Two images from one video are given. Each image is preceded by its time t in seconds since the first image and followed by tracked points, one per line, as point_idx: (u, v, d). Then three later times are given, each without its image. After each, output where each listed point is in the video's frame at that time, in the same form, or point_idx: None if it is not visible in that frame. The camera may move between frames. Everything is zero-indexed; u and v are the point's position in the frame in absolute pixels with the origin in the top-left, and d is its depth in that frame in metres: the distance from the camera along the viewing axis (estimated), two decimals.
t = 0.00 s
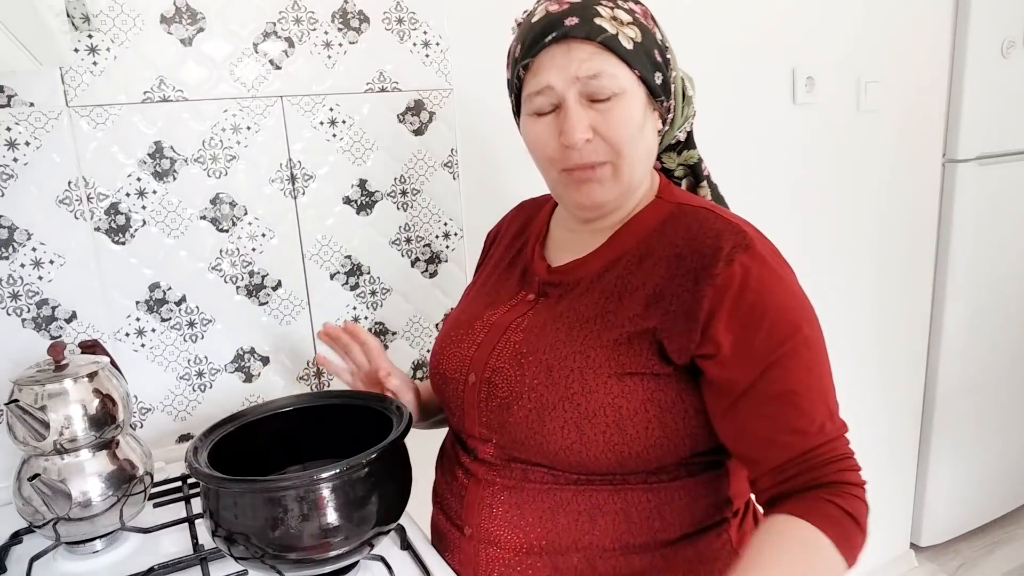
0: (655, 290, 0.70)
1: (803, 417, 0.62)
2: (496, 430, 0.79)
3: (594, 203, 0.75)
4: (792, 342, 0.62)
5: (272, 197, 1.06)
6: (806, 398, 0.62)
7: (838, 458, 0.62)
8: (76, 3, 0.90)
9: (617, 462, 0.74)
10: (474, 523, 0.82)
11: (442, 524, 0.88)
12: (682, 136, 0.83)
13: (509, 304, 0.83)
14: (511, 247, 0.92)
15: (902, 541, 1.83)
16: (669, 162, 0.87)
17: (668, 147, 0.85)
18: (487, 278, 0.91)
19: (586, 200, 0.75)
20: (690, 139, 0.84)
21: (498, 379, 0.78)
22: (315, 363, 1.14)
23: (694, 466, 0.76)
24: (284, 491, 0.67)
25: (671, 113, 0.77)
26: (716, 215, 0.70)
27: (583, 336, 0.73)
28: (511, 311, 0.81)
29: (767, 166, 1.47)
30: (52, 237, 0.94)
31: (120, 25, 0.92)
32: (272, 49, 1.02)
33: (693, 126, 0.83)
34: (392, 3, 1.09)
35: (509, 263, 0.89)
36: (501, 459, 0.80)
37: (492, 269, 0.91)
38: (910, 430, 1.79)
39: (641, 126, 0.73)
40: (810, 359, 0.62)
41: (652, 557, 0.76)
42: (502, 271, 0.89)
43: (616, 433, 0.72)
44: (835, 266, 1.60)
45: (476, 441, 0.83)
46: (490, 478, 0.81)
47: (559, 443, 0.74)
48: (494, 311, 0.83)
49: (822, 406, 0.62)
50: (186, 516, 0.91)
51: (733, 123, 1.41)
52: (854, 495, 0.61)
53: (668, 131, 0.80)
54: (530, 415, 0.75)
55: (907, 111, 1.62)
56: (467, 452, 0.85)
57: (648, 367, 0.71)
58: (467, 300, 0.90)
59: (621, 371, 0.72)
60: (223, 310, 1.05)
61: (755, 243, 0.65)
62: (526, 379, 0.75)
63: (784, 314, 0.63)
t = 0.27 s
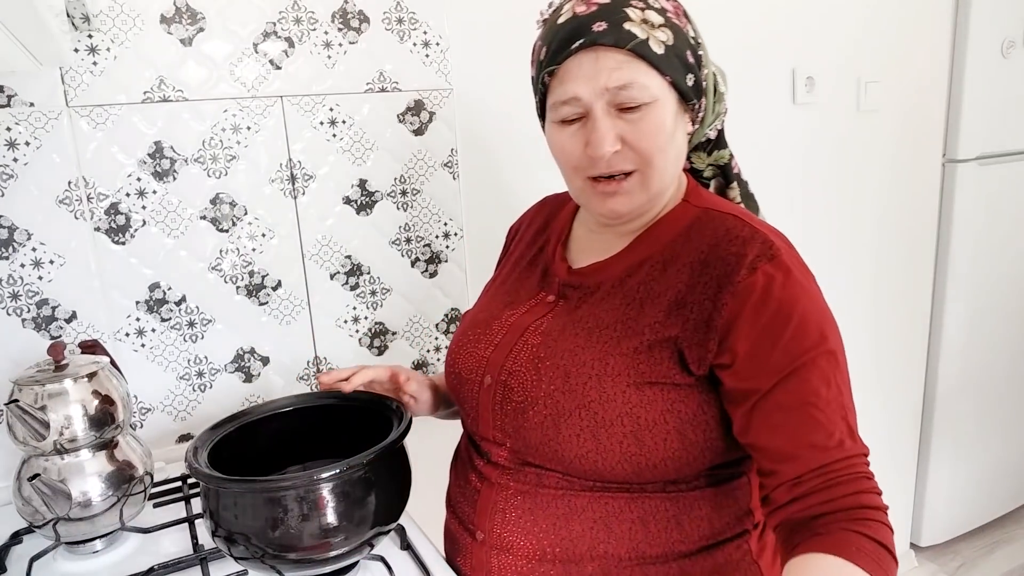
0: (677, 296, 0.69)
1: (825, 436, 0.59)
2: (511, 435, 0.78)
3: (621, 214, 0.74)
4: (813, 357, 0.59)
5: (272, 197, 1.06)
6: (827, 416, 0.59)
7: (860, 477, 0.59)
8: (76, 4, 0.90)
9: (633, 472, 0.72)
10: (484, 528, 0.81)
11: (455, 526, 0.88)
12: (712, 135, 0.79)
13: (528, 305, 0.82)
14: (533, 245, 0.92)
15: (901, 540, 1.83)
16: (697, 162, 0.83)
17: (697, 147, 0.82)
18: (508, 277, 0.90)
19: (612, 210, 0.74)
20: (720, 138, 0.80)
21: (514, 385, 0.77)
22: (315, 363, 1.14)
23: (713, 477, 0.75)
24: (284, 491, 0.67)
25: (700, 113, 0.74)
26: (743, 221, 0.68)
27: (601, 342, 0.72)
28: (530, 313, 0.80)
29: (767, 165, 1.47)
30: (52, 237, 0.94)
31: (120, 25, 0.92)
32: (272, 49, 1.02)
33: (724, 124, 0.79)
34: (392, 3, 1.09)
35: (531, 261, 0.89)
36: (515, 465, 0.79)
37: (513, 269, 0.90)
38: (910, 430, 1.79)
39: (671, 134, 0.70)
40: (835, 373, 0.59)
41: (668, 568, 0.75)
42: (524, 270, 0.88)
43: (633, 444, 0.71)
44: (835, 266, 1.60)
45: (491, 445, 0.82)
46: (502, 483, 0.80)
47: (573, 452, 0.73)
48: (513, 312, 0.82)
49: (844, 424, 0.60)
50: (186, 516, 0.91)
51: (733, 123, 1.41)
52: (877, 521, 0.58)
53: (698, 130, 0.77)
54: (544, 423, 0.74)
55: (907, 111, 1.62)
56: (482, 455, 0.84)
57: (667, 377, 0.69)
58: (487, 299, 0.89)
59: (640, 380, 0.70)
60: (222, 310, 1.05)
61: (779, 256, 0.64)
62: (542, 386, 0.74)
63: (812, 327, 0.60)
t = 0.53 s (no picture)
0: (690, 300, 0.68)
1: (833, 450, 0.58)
2: (519, 436, 0.78)
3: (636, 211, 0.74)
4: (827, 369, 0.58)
5: (272, 197, 1.06)
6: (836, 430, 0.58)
7: (872, 495, 0.58)
8: (76, 4, 0.90)
9: (640, 477, 0.72)
10: (491, 530, 0.81)
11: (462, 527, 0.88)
12: (737, 136, 0.78)
13: (542, 303, 0.82)
14: (551, 242, 0.92)
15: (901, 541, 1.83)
16: (720, 163, 0.83)
17: (720, 147, 0.81)
18: (526, 274, 0.90)
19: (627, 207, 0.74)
20: (744, 139, 0.80)
21: (523, 385, 0.77)
22: (315, 363, 1.14)
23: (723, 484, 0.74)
24: (284, 491, 0.67)
25: (724, 112, 0.74)
26: (762, 224, 0.66)
27: (610, 345, 0.71)
28: (542, 311, 0.80)
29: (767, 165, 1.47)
30: (51, 237, 0.94)
31: (120, 25, 0.92)
32: (272, 49, 1.02)
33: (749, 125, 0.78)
34: (392, 3, 1.09)
35: (549, 259, 0.89)
36: (523, 466, 0.79)
37: (530, 267, 0.90)
38: (909, 430, 1.79)
39: (689, 131, 0.70)
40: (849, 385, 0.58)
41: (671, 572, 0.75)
42: (541, 268, 0.88)
43: (641, 449, 0.70)
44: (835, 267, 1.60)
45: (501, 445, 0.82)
46: (509, 483, 0.80)
47: (580, 455, 0.73)
48: (526, 310, 0.82)
49: (857, 440, 0.59)
50: (186, 516, 0.91)
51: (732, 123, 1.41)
52: (887, 544, 0.57)
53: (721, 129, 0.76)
54: (552, 425, 0.74)
55: (906, 111, 1.62)
56: (493, 455, 0.84)
57: (678, 381, 0.69)
58: (503, 295, 0.89)
59: (651, 385, 0.69)
60: (222, 310, 1.05)
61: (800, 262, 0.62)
62: (550, 388, 0.74)
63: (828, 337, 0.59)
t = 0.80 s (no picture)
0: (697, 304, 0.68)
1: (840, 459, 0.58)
2: (523, 438, 0.78)
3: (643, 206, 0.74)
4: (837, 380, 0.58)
5: (272, 197, 1.06)
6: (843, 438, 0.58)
7: (883, 504, 0.58)
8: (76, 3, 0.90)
9: (643, 480, 0.72)
10: (493, 531, 0.81)
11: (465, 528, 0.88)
12: (746, 137, 0.79)
13: (548, 303, 0.82)
14: (558, 242, 0.92)
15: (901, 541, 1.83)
16: (730, 164, 0.83)
17: (729, 148, 0.82)
18: (532, 273, 0.90)
19: (634, 200, 0.74)
20: (754, 141, 0.80)
21: (528, 385, 0.76)
22: (315, 363, 1.14)
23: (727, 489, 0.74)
24: (284, 491, 0.67)
25: (734, 113, 0.75)
26: (772, 230, 0.66)
27: (614, 347, 0.71)
28: (548, 311, 0.80)
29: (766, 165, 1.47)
30: (52, 237, 0.94)
31: (120, 25, 0.92)
32: (272, 49, 1.02)
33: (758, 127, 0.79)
34: (392, 3, 1.09)
35: (556, 259, 0.89)
36: (527, 468, 0.79)
37: (536, 267, 0.90)
38: (909, 430, 1.79)
39: (700, 123, 0.70)
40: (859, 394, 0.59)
41: None
42: (546, 269, 0.88)
43: (644, 452, 0.70)
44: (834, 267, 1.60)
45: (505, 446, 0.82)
46: (512, 484, 0.80)
47: (583, 458, 0.72)
48: (532, 310, 0.82)
49: (868, 449, 0.59)
50: (186, 516, 0.91)
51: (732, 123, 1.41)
52: (895, 553, 0.57)
53: (729, 130, 0.77)
54: (555, 427, 0.73)
55: (906, 111, 1.62)
56: (497, 456, 0.84)
57: (681, 384, 0.68)
58: (509, 294, 0.89)
59: (654, 388, 0.69)
60: (222, 310, 1.05)
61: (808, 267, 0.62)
62: (554, 390, 0.73)
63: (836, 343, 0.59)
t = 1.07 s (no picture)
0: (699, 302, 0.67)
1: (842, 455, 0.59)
2: (523, 438, 0.78)
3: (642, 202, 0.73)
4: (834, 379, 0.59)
5: (272, 197, 1.06)
6: (843, 433, 0.59)
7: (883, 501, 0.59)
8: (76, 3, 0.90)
9: (646, 479, 0.71)
10: (494, 533, 0.81)
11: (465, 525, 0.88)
12: (740, 140, 0.80)
13: (548, 302, 0.82)
14: (554, 242, 0.92)
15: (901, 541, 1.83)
16: (725, 166, 0.83)
17: (725, 150, 0.82)
18: (528, 273, 0.90)
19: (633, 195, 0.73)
20: (749, 143, 0.80)
21: (529, 385, 0.76)
22: (315, 363, 1.14)
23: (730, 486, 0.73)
24: (284, 491, 0.67)
25: (731, 116, 0.75)
26: (773, 230, 0.67)
27: (616, 346, 0.71)
28: (548, 311, 0.80)
29: (766, 165, 1.47)
30: (52, 237, 0.94)
31: (120, 25, 0.92)
32: (272, 49, 1.02)
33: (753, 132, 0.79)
34: (392, 3, 1.09)
35: (552, 259, 0.88)
36: (528, 468, 0.79)
37: (533, 266, 0.90)
38: (909, 430, 1.79)
39: (699, 119, 0.71)
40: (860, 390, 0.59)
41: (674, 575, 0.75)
42: (543, 269, 0.88)
43: (648, 450, 0.70)
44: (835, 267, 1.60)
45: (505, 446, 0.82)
46: (512, 484, 0.80)
47: (587, 457, 0.72)
48: (531, 310, 0.82)
49: (868, 448, 0.59)
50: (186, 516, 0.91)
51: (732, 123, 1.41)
52: (893, 547, 0.58)
53: (727, 133, 0.77)
54: (558, 427, 0.73)
55: (905, 111, 1.62)
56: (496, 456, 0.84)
57: (685, 382, 0.68)
58: (506, 295, 0.89)
59: (658, 386, 0.69)
60: (222, 310, 1.05)
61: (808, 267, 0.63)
62: (556, 389, 0.73)
63: (836, 340, 0.60)
